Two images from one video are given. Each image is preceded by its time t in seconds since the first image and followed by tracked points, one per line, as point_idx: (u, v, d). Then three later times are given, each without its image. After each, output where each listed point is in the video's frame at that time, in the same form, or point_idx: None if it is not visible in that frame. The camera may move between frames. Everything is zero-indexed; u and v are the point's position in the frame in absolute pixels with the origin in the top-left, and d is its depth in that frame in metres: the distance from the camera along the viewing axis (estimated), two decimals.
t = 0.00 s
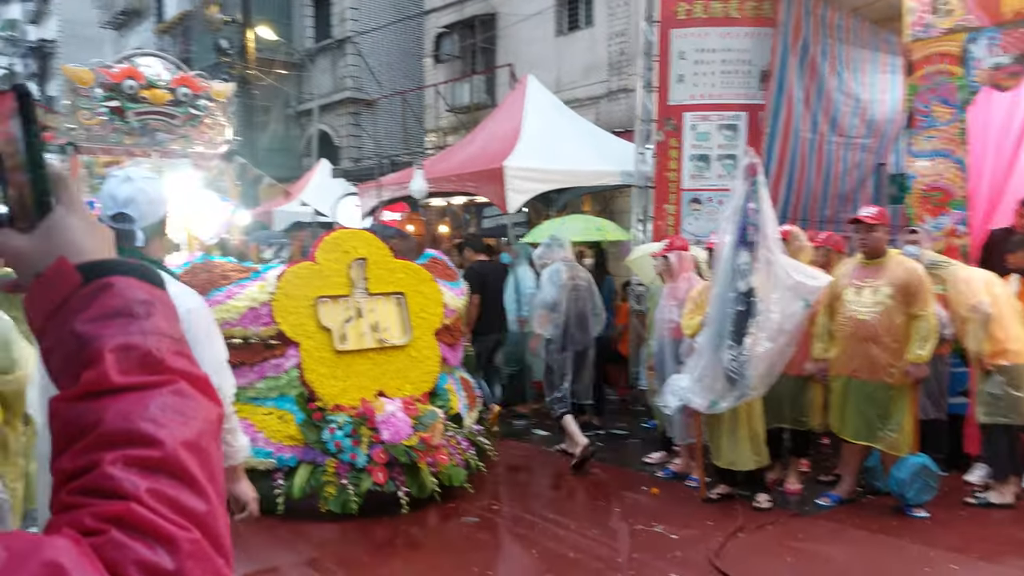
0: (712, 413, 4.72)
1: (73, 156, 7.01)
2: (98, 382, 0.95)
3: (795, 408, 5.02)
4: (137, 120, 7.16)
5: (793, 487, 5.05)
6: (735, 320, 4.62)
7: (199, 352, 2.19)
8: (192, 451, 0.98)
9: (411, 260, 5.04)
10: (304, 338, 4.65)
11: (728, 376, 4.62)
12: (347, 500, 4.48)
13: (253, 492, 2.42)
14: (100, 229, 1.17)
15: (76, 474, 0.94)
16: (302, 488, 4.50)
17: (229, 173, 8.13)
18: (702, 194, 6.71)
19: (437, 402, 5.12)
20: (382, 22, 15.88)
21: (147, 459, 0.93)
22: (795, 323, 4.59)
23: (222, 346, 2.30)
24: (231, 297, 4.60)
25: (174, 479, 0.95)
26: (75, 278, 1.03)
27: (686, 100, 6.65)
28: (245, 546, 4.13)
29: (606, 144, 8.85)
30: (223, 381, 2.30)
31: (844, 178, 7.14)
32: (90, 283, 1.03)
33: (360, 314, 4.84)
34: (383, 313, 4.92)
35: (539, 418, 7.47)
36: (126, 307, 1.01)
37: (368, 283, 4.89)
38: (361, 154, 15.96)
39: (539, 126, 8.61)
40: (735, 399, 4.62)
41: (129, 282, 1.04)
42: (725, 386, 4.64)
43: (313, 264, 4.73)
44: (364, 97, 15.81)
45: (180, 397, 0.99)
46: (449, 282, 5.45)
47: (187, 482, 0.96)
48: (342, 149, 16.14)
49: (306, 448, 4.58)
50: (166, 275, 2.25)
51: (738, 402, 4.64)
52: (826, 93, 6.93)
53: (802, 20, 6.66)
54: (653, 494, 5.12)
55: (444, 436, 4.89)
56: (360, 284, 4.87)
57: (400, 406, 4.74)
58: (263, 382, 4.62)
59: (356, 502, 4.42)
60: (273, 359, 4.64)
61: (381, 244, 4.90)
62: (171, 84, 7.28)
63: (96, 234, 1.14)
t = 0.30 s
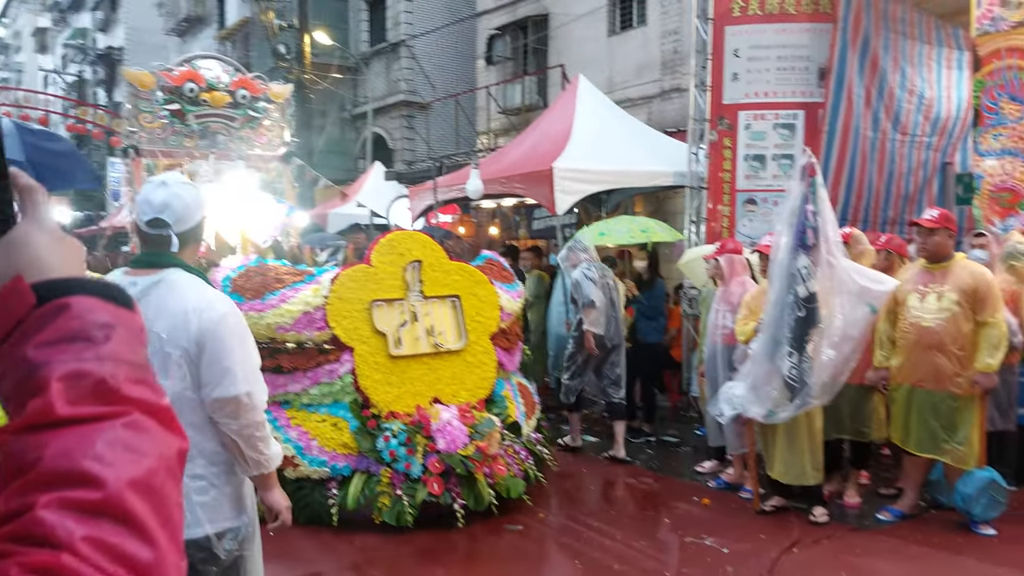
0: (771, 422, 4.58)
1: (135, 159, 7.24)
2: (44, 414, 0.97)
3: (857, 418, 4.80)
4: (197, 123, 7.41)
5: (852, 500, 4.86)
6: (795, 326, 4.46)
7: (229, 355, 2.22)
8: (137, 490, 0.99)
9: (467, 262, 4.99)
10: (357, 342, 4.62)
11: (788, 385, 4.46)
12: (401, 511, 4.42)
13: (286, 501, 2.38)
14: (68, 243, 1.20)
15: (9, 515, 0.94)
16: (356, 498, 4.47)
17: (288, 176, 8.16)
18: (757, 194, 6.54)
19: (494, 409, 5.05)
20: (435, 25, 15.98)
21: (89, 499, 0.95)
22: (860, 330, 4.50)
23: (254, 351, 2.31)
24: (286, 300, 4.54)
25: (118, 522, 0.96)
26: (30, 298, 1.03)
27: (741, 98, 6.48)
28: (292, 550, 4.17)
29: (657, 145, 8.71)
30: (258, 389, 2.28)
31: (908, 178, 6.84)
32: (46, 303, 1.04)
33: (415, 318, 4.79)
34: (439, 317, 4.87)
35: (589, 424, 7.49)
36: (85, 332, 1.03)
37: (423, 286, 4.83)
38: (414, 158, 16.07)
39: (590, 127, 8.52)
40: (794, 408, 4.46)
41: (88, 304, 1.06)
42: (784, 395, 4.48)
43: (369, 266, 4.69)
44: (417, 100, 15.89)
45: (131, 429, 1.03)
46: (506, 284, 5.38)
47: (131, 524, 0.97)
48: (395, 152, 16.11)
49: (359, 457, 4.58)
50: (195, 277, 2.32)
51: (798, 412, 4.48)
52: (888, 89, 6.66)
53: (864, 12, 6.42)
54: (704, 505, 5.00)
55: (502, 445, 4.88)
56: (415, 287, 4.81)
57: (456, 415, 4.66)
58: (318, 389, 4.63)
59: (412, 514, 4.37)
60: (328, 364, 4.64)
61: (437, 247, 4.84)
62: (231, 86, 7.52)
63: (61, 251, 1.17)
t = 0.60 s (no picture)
0: (840, 434, 4.42)
1: (211, 161, 7.65)
2: None
3: (931, 431, 4.61)
4: (271, 124, 7.66)
5: (924, 515, 4.66)
6: (868, 335, 4.30)
7: (272, 362, 2.23)
8: (67, 549, 1.01)
9: (537, 266, 5.00)
10: (425, 347, 4.62)
11: (859, 396, 4.31)
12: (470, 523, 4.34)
13: (331, 509, 2.36)
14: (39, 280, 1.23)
15: None
16: (422, 509, 4.39)
17: (360, 178, 8.28)
18: (830, 196, 6.34)
19: (565, 418, 5.07)
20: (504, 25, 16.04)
21: (18, 556, 0.97)
22: (942, 339, 4.18)
23: (298, 357, 2.34)
24: (354, 304, 4.60)
25: None
26: None
27: (813, 95, 6.28)
28: (348, 549, 4.26)
29: (724, 144, 8.54)
30: (301, 396, 2.31)
31: (991, 178, 6.51)
32: None
33: (484, 323, 4.79)
34: (507, 322, 4.87)
35: (650, 429, 7.45)
36: (35, 376, 1.07)
37: (491, 289, 4.85)
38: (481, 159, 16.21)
39: (654, 127, 8.40)
40: (866, 421, 4.31)
41: (39, 341, 1.09)
42: (855, 405, 4.34)
43: (437, 270, 4.73)
44: (484, 101, 15.90)
45: (71, 481, 1.07)
46: (578, 288, 5.41)
47: None
48: (463, 152, 16.25)
49: (427, 465, 4.50)
50: (240, 284, 2.38)
51: (868, 424, 4.33)
52: (970, 85, 6.37)
53: (944, 7, 6.17)
54: (768, 516, 4.87)
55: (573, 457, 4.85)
56: (483, 292, 4.83)
57: (526, 424, 4.66)
58: (386, 394, 4.63)
59: (479, 526, 4.29)
60: (395, 370, 4.64)
61: (506, 251, 4.85)
62: (303, 87, 7.71)
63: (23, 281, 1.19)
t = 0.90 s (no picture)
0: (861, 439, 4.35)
1: (239, 158, 7.65)
2: None
3: (953, 438, 4.54)
4: (299, 121, 7.75)
5: (946, 523, 4.59)
6: (892, 339, 4.25)
7: (280, 362, 2.25)
8: (21, 567, 1.11)
9: (567, 268, 4.90)
10: (452, 350, 4.57)
11: (880, 401, 4.24)
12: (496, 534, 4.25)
13: (341, 506, 2.37)
14: None
15: None
16: (448, 518, 4.31)
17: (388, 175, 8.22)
18: (855, 198, 6.26)
19: (596, 425, 4.95)
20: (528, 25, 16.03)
21: None
22: (966, 345, 4.12)
23: (307, 357, 2.36)
24: (379, 305, 4.53)
25: None
26: None
27: (839, 97, 6.21)
28: (362, 548, 4.28)
29: (749, 145, 8.46)
30: (309, 395, 2.32)
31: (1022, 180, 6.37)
32: None
33: (512, 327, 4.71)
34: (537, 326, 4.78)
35: (671, 432, 7.43)
36: None
37: (520, 292, 4.77)
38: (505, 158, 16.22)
39: (678, 128, 8.35)
40: (888, 426, 4.22)
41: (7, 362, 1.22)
42: (877, 411, 4.27)
43: (464, 271, 4.66)
44: (509, 101, 15.90)
45: (27, 503, 1.17)
46: (610, 291, 5.27)
47: None
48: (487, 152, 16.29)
49: (452, 473, 4.44)
50: (249, 283, 2.41)
51: (890, 430, 4.25)
52: (999, 87, 6.08)
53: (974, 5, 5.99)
54: (787, 521, 4.81)
55: (603, 466, 4.69)
56: (512, 294, 4.75)
57: (555, 432, 4.56)
58: (410, 398, 4.56)
59: (507, 536, 4.21)
60: (421, 374, 4.57)
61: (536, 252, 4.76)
62: (332, 83, 7.84)
63: None
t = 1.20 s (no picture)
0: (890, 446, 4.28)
1: (274, 154, 7.76)
2: None
3: (984, 446, 4.46)
4: (334, 118, 7.86)
5: (975, 533, 4.51)
6: (922, 344, 4.11)
7: (302, 358, 2.30)
8: (29, 553, 1.25)
9: (608, 269, 4.65)
10: (486, 354, 4.42)
11: (910, 407, 4.14)
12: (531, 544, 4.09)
13: (360, 502, 2.41)
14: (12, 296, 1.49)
15: None
16: (481, 526, 4.17)
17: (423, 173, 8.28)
18: (888, 201, 6.18)
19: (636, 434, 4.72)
20: (560, 25, 16.01)
21: None
22: (998, 349, 4.08)
23: (328, 353, 2.40)
24: (413, 306, 4.47)
25: None
26: None
27: (873, 99, 6.12)
28: (384, 543, 4.34)
29: (781, 147, 8.37)
30: (330, 391, 2.36)
31: None
32: None
33: (549, 330, 4.51)
34: (574, 329, 4.55)
35: (697, 435, 7.40)
36: (9, 392, 1.33)
37: (558, 294, 4.55)
38: (535, 158, 16.25)
39: (709, 128, 8.28)
40: (918, 432, 4.14)
41: (16, 360, 1.36)
42: (907, 418, 4.16)
43: (501, 272, 4.49)
44: (540, 100, 15.95)
45: (35, 493, 1.31)
46: (652, 295, 5.10)
47: None
48: (517, 152, 16.34)
49: (487, 480, 4.29)
50: (272, 281, 2.46)
51: (921, 436, 4.17)
52: None
53: (1014, 7, 5.88)
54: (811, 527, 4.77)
55: (643, 476, 4.48)
56: (549, 296, 4.54)
57: (593, 440, 4.37)
58: (444, 403, 4.44)
59: (542, 548, 4.03)
60: (454, 377, 4.44)
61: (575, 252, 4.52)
62: (369, 80, 7.92)
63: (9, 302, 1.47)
